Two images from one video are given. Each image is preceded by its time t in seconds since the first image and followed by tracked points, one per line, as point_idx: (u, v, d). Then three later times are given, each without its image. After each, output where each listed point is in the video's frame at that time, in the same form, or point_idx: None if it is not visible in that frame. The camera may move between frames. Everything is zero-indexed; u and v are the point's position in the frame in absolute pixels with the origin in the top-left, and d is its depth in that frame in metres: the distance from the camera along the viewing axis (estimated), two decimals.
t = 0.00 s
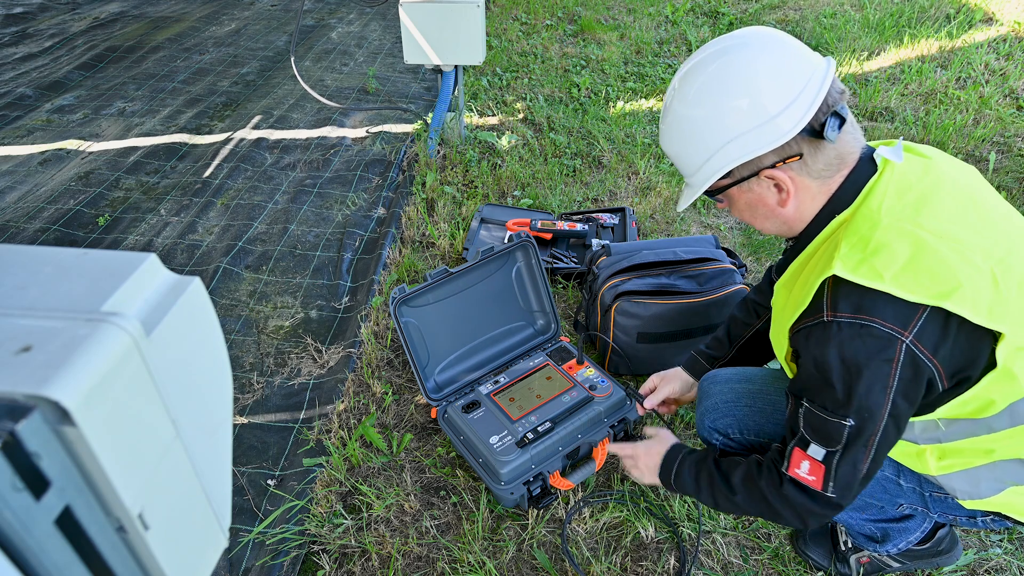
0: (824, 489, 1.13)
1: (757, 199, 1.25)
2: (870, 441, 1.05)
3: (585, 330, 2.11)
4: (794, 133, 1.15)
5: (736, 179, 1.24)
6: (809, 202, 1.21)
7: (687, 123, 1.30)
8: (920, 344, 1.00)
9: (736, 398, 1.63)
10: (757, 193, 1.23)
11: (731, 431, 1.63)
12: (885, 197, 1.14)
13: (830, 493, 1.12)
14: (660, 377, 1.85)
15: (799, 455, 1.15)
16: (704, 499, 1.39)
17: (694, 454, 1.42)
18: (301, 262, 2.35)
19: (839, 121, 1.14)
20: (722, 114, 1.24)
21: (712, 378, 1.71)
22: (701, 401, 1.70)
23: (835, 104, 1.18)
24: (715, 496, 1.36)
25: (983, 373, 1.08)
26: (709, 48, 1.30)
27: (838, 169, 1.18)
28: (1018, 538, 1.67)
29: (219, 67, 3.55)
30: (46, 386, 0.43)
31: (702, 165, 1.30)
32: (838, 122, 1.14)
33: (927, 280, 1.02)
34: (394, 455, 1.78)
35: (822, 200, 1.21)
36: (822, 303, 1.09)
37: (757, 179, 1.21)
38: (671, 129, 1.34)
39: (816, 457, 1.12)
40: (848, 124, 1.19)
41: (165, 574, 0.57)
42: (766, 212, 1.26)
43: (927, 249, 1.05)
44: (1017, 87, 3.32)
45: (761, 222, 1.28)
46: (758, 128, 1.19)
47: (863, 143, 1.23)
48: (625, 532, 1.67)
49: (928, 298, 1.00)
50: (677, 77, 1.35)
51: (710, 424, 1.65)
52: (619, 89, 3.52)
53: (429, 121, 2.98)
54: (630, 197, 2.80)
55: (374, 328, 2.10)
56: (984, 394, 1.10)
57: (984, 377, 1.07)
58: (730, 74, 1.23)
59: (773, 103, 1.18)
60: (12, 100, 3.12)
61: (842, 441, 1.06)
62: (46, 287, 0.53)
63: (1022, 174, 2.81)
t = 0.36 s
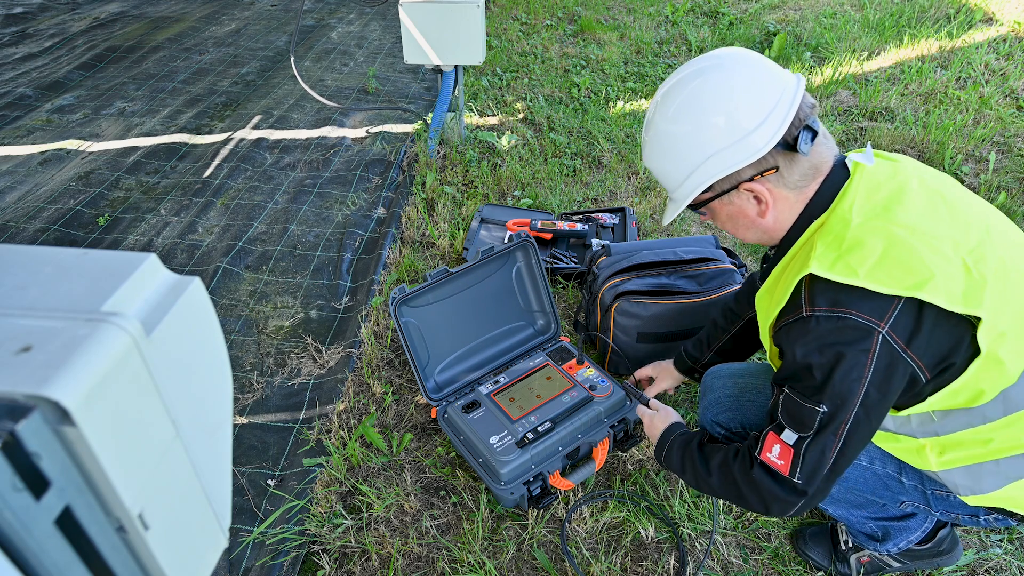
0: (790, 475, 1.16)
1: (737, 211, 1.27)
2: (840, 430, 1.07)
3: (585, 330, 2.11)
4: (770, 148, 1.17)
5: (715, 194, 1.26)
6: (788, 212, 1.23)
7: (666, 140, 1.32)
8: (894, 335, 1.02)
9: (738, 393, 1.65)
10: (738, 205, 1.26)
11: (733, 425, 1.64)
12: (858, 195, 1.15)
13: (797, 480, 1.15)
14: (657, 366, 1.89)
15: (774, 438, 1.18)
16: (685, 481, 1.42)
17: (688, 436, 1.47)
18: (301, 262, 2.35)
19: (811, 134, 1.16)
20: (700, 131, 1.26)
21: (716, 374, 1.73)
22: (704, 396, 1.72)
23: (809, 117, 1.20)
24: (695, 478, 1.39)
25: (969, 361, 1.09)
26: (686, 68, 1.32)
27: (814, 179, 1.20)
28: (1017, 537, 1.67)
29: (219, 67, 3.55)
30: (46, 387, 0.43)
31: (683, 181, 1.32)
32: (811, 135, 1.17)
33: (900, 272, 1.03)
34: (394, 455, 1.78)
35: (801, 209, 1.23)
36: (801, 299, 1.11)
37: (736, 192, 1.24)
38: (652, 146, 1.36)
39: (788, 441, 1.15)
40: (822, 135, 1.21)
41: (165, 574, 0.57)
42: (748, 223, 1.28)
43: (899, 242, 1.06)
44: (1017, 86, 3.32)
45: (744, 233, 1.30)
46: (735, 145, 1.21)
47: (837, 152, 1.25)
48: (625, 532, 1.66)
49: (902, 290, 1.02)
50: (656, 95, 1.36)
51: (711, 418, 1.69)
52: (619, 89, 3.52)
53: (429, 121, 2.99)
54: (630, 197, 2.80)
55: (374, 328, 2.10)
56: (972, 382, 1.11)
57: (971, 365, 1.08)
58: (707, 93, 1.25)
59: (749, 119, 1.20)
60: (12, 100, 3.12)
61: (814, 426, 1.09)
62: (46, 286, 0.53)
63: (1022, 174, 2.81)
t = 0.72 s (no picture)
0: (790, 476, 1.16)
1: (737, 215, 1.27)
2: (839, 431, 1.07)
3: (585, 330, 2.11)
4: (767, 152, 1.17)
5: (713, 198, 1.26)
6: (786, 214, 1.22)
7: (662, 146, 1.32)
8: (891, 337, 1.02)
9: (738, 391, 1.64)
10: (737, 208, 1.25)
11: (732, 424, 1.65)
12: (853, 198, 1.16)
13: (795, 481, 1.15)
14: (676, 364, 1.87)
15: (773, 439, 1.18)
16: (685, 479, 1.42)
17: (688, 435, 1.47)
18: (301, 262, 2.35)
19: (808, 136, 1.17)
20: (695, 137, 1.26)
21: (715, 373, 1.73)
22: (704, 394, 1.72)
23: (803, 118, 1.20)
24: (694, 477, 1.39)
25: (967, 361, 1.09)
26: (680, 75, 1.32)
27: (812, 181, 1.20)
28: (1017, 537, 1.67)
29: (219, 67, 3.55)
30: (46, 386, 0.43)
31: (679, 187, 1.32)
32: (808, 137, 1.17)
33: (896, 275, 1.03)
34: (394, 455, 1.78)
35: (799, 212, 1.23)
36: (798, 302, 1.11)
37: (735, 196, 1.24)
38: (647, 153, 1.36)
39: (788, 443, 1.15)
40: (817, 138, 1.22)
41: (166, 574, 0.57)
42: (746, 226, 1.28)
43: (894, 245, 1.06)
44: (1017, 86, 3.32)
45: (743, 237, 1.30)
46: (732, 150, 1.21)
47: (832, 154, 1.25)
48: (625, 532, 1.66)
49: (898, 294, 1.02)
50: (651, 102, 1.37)
51: (711, 416, 1.69)
52: (619, 89, 3.53)
53: (429, 121, 2.99)
54: (630, 197, 2.80)
55: (374, 328, 2.10)
56: (970, 381, 1.11)
57: (969, 364, 1.08)
58: (701, 99, 1.26)
59: (745, 124, 1.20)
60: (12, 100, 3.12)
61: (812, 428, 1.09)
62: (46, 286, 0.53)
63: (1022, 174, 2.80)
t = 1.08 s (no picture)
0: (792, 480, 1.16)
1: (748, 218, 1.27)
2: (844, 438, 1.07)
3: (585, 330, 2.11)
4: (778, 159, 1.17)
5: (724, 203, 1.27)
6: (797, 218, 1.23)
7: (670, 148, 1.32)
8: (903, 347, 1.02)
9: (742, 392, 1.65)
10: (748, 212, 1.26)
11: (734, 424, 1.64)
12: (868, 204, 1.15)
13: (798, 485, 1.15)
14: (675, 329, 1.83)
15: (778, 441, 1.18)
16: (685, 477, 1.42)
17: (691, 433, 1.47)
18: (301, 262, 2.35)
19: (820, 139, 1.18)
20: (705, 140, 1.26)
21: (719, 373, 1.75)
22: (707, 396, 1.73)
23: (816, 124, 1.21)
24: (695, 475, 1.39)
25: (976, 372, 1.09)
26: (690, 74, 1.31)
27: (824, 185, 1.21)
28: (1018, 537, 1.67)
29: (219, 67, 3.55)
30: (46, 386, 0.43)
31: (688, 190, 1.32)
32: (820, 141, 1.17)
33: (909, 283, 1.03)
34: (394, 455, 1.78)
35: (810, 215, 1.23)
36: (808, 308, 1.11)
37: (746, 200, 1.24)
38: (655, 153, 1.36)
39: (792, 447, 1.15)
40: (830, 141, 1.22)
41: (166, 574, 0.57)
42: (757, 229, 1.28)
43: (910, 253, 1.06)
44: (1017, 86, 3.32)
45: (753, 239, 1.30)
46: (743, 155, 1.21)
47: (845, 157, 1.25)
48: (625, 532, 1.66)
49: (913, 303, 1.01)
50: (660, 101, 1.36)
51: (714, 417, 1.67)
52: (619, 89, 3.52)
53: (429, 121, 2.99)
54: (630, 197, 2.80)
55: (374, 328, 2.10)
56: (979, 392, 1.11)
57: (978, 376, 1.08)
58: (712, 101, 1.25)
59: (757, 129, 1.20)
60: (12, 100, 3.12)
61: (818, 434, 1.09)
62: (46, 286, 0.53)
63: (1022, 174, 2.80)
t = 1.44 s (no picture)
0: (795, 479, 1.16)
1: (756, 219, 1.27)
2: (849, 439, 1.07)
3: (585, 330, 2.11)
4: (787, 162, 1.17)
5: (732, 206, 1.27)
6: (806, 219, 1.22)
7: (678, 150, 1.32)
8: (909, 348, 1.03)
9: (745, 391, 1.65)
10: (757, 214, 1.25)
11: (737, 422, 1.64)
12: (875, 206, 1.15)
13: (802, 484, 1.15)
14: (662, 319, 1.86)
15: (782, 439, 1.18)
16: (687, 474, 1.42)
17: (695, 431, 1.47)
18: (301, 263, 2.35)
19: (830, 140, 1.18)
20: (713, 142, 1.26)
21: (722, 371, 1.74)
22: (710, 394, 1.73)
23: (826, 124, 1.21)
24: (698, 473, 1.39)
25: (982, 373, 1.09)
26: (697, 76, 1.31)
27: (832, 186, 1.20)
28: (1018, 537, 1.67)
29: (219, 67, 3.55)
30: (46, 386, 0.43)
31: (695, 192, 1.32)
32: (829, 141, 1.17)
33: (917, 284, 1.03)
34: (394, 455, 1.78)
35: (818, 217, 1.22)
36: (814, 308, 1.11)
37: (756, 202, 1.24)
38: (662, 154, 1.36)
39: (796, 446, 1.15)
40: (838, 143, 1.21)
41: (165, 574, 0.57)
42: (766, 230, 1.28)
43: (918, 255, 1.06)
44: (1017, 86, 3.32)
45: (761, 241, 1.30)
46: (752, 157, 1.21)
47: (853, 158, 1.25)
48: (625, 532, 1.66)
49: (920, 304, 1.02)
50: (667, 103, 1.36)
51: (716, 415, 1.67)
52: (619, 89, 3.52)
53: (429, 121, 2.99)
54: (630, 197, 2.80)
55: (374, 328, 2.10)
56: (984, 394, 1.11)
57: (983, 377, 1.09)
58: (720, 103, 1.25)
59: (765, 131, 1.20)
60: (12, 100, 3.12)
61: (822, 433, 1.09)
62: (46, 286, 0.53)
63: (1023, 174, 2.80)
